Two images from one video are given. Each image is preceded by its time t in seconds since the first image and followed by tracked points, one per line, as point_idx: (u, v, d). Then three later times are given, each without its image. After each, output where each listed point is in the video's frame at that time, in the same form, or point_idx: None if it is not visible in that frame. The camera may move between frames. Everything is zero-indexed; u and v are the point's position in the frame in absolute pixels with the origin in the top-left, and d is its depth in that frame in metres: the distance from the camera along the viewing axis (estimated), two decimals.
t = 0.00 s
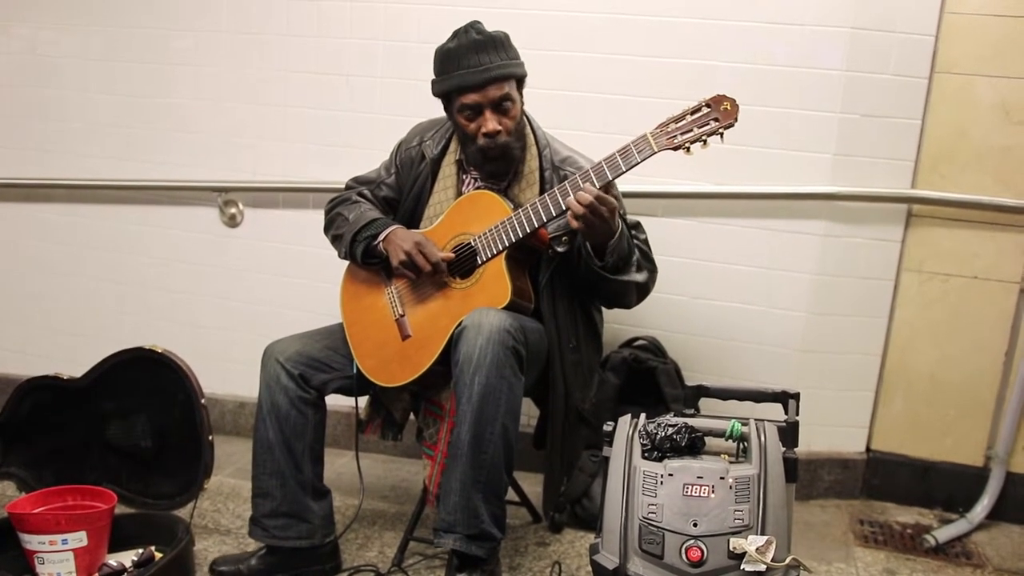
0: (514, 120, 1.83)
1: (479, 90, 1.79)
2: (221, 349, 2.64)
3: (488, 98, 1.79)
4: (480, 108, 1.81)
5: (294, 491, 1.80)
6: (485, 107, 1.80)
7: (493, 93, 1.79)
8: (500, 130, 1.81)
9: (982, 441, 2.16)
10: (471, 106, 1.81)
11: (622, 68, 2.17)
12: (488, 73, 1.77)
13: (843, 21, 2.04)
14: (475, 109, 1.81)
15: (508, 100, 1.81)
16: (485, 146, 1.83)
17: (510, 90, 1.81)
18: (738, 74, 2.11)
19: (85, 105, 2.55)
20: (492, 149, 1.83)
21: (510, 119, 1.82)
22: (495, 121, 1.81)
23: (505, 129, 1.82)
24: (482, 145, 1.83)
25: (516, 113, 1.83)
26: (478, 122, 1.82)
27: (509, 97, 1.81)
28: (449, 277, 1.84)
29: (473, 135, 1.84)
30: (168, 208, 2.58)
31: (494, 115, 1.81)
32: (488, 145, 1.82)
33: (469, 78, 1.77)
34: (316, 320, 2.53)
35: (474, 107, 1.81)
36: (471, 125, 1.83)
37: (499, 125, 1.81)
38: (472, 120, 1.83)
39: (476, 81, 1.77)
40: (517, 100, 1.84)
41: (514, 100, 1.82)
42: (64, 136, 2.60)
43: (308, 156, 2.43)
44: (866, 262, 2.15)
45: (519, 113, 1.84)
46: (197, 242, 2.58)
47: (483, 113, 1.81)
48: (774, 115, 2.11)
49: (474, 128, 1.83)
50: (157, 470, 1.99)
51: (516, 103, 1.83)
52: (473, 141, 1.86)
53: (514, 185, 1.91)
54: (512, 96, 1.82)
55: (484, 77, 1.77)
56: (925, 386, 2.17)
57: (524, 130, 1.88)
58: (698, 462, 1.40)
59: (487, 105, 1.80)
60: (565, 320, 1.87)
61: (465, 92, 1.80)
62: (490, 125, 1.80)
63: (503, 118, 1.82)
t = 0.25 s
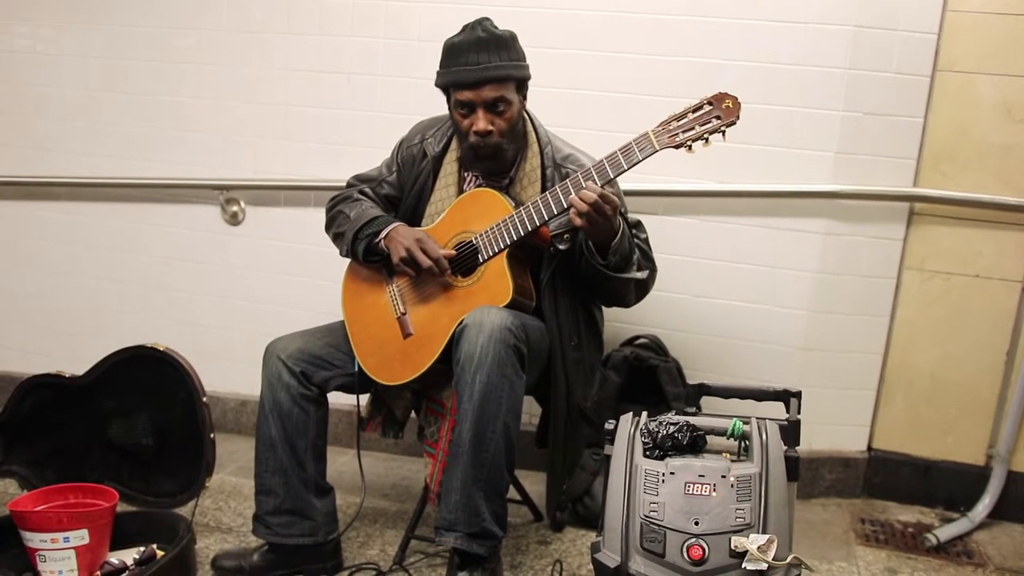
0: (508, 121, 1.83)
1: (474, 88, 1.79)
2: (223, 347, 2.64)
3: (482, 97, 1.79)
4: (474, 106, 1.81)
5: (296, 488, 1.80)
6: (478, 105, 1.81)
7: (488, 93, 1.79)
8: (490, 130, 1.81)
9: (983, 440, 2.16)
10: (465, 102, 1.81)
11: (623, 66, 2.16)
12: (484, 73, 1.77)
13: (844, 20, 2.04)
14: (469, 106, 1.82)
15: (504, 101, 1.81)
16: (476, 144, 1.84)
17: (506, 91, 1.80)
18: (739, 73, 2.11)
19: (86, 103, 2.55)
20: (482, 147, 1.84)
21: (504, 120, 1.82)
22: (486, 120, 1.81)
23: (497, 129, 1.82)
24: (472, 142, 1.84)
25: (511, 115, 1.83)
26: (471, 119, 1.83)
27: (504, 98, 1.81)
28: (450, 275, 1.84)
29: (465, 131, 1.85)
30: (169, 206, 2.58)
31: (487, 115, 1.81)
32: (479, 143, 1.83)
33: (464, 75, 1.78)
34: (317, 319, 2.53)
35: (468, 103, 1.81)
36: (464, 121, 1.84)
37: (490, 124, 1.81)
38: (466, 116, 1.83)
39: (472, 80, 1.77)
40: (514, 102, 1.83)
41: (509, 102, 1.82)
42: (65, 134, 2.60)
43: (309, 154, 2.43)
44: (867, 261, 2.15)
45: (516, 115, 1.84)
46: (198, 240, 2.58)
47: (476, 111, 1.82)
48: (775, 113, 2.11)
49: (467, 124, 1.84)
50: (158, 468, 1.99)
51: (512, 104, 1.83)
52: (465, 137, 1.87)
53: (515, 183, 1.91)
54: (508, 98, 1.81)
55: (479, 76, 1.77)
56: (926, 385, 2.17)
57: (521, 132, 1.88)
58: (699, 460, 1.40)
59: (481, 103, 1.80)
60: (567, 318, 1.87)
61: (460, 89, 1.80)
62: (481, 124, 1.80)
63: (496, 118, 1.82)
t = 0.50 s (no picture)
0: (496, 120, 1.82)
1: (467, 81, 1.79)
2: (223, 346, 2.64)
3: (473, 92, 1.79)
4: (464, 99, 1.81)
5: (295, 488, 1.80)
6: (468, 100, 1.81)
7: (480, 89, 1.79)
8: (477, 125, 1.81)
9: (984, 440, 2.16)
10: (458, 95, 1.82)
11: (624, 65, 2.16)
12: (477, 68, 1.77)
13: (846, 20, 2.04)
14: (461, 99, 1.82)
15: (495, 100, 1.80)
16: (462, 137, 1.84)
17: (499, 91, 1.80)
18: (740, 73, 2.11)
19: (87, 102, 2.55)
20: (468, 141, 1.84)
21: (493, 119, 1.82)
22: (475, 115, 1.81)
23: (484, 126, 1.81)
24: (459, 135, 1.84)
25: (501, 115, 1.82)
26: (461, 111, 1.83)
27: (495, 97, 1.80)
28: (451, 274, 1.84)
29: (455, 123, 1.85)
30: (170, 205, 2.58)
31: (477, 111, 1.81)
32: (464, 136, 1.83)
33: (460, 67, 1.79)
34: (317, 318, 2.53)
35: (460, 96, 1.82)
36: (455, 113, 1.84)
37: (477, 120, 1.81)
38: (457, 108, 1.84)
39: (465, 73, 1.78)
40: (508, 104, 1.82)
41: (501, 102, 1.81)
42: (66, 133, 2.60)
43: (310, 153, 2.43)
44: (868, 260, 2.15)
45: (507, 116, 1.83)
46: (199, 239, 2.58)
47: (465, 105, 1.82)
48: (776, 113, 2.11)
49: (456, 116, 1.84)
50: (159, 466, 1.99)
51: (506, 106, 1.82)
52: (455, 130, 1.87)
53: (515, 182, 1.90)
54: (500, 97, 1.81)
55: (472, 70, 1.77)
56: (927, 385, 2.17)
57: (513, 134, 1.86)
58: (700, 460, 1.40)
59: (472, 98, 1.81)
60: (567, 317, 1.86)
61: (455, 81, 1.81)
62: (468, 117, 1.81)
63: (486, 116, 1.81)
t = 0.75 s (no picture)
0: (495, 126, 1.82)
1: (465, 85, 1.80)
2: (224, 346, 2.64)
3: (471, 96, 1.80)
4: (463, 103, 1.82)
5: (296, 488, 1.80)
6: (467, 103, 1.81)
7: (478, 94, 1.79)
8: (474, 129, 1.81)
9: (984, 441, 2.16)
10: (457, 98, 1.82)
11: (625, 65, 2.16)
12: (474, 73, 1.77)
13: (846, 20, 2.04)
14: (459, 102, 1.83)
15: (493, 105, 1.80)
16: (460, 140, 1.84)
17: (496, 96, 1.80)
18: (741, 73, 2.11)
19: (88, 102, 2.55)
20: (466, 144, 1.84)
21: (491, 123, 1.82)
22: (473, 119, 1.81)
23: (482, 130, 1.82)
24: (458, 137, 1.85)
25: (500, 120, 1.82)
26: (460, 114, 1.84)
27: (493, 102, 1.80)
28: (452, 274, 1.84)
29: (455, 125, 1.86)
30: (170, 205, 2.58)
31: (475, 115, 1.81)
32: (462, 139, 1.84)
33: (460, 71, 1.79)
34: (318, 318, 2.53)
35: (459, 99, 1.82)
36: (454, 115, 1.85)
37: (474, 124, 1.81)
38: (456, 110, 1.84)
39: (463, 77, 1.78)
40: (507, 110, 1.82)
41: (500, 107, 1.81)
42: (66, 133, 2.60)
43: (311, 153, 2.43)
44: (869, 261, 2.15)
45: (506, 122, 1.82)
46: (199, 240, 2.58)
47: (464, 108, 1.82)
48: (777, 113, 2.11)
49: (455, 119, 1.85)
50: (159, 466, 1.99)
51: (504, 111, 1.82)
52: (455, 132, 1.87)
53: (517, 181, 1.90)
54: (499, 102, 1.80)
55: (470, 75, 1.78)
56: (927, 386, 2.17)
57: (512, 138, 1.86)
58: (700, 460, 1.40)
59: (470, 102, 1.81)
60: (568, 317, 1.86)
61: (454, 84, 1.81)
62: (465, 121, 1.81)
63: (484, 121, 1.81)
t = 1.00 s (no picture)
0: (495, 134, 1.83)
1: (464, 95, 1.80)
2: (224, 346, 2.64)
3: (470, 106, 1.80)
4: (463, 112, 1.82)
5: (297, 488, 1.80)
6: (466, 112, 1.82)
7: (478, 104, 1.80)
8: (475, 137, 1.82)
9: (984, 442, 2.16)
10: (457, 106, 1.83)
11: (625, 66, 2.16)
12: (474, 84, 1.77)
13: (846, 21, 2.04)
14: (459, 110, 1.83)
15: (493, 114, 1.81)
16: (461, 147, 1.86)
17: (496, 105, 1.80)
18: (740, 74, 2.11)
19: (88, 103, 2.56)
20: (466, 152, 1.85)
21: (491, 132, 1.82)
22: (474, 127, 1.82)
23: (483, 138, 1.83)
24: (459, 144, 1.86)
25: (500, 129, 1.82)
26: (460, 122, 1.84)
27: (493, 112, 1.80)
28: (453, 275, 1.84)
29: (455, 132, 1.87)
30: (171, 205, 2.58)
31: (476, 124, 1.82)
32: (463, 147, 1.85)
33: (460, 80, 1.79)
34: (318, 319, 2.53)
35: (458, 107, 1.83)
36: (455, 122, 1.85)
37: (474, 133, 1.82)
38: (457, 118, 1.85)
39: (462, 88, 1.78)
40: (508, 119, 1.82)
41: (500, 117, 1.81)
42: (66, 133, 2.60)
43: (311, 154, 2.43)
44: (869, 262, 2.15)
45: (506, 130, 1.83)
46: (199, 240, 2.58)
47: (464, 117, 1.83)
48: (776, 114, 2.11)
49: (455, 126, 1.86)
50: (160, 467, 1.99)
51: (505, 119, 1.82)
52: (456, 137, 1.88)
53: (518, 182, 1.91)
54: (500, 110, 1.81)
55: (469, 86, 1.78)
56: (927, 387, 2.17)
57: (512, 145, 1.87)
58: (701, 461, 1.40)
59: (470, 112, 1.81)
60: (570, 318, 1.86)
61: (454, 92, 1.81)
62: (465, 130, 1.82)
63: (485, 129, 1.82)
